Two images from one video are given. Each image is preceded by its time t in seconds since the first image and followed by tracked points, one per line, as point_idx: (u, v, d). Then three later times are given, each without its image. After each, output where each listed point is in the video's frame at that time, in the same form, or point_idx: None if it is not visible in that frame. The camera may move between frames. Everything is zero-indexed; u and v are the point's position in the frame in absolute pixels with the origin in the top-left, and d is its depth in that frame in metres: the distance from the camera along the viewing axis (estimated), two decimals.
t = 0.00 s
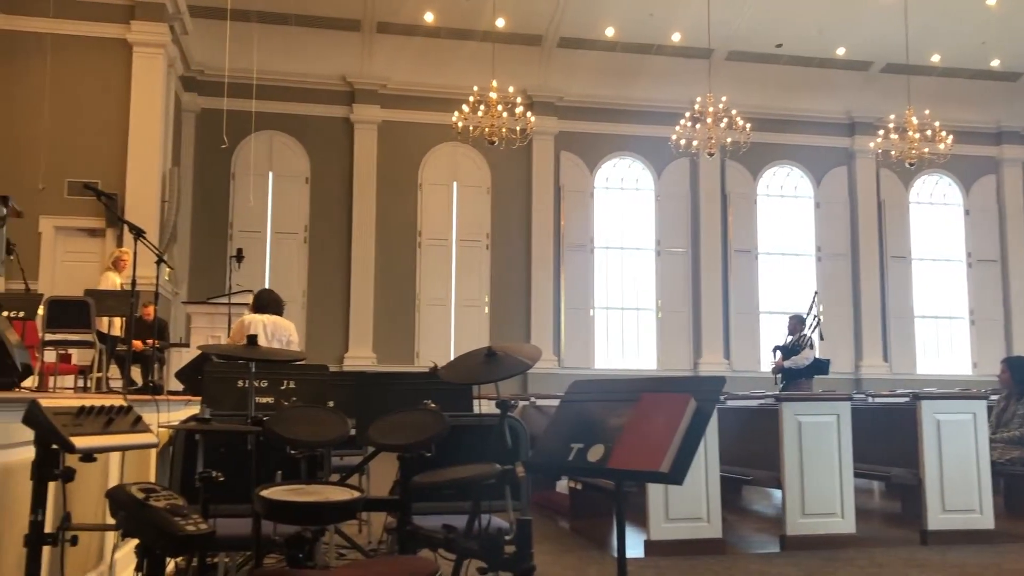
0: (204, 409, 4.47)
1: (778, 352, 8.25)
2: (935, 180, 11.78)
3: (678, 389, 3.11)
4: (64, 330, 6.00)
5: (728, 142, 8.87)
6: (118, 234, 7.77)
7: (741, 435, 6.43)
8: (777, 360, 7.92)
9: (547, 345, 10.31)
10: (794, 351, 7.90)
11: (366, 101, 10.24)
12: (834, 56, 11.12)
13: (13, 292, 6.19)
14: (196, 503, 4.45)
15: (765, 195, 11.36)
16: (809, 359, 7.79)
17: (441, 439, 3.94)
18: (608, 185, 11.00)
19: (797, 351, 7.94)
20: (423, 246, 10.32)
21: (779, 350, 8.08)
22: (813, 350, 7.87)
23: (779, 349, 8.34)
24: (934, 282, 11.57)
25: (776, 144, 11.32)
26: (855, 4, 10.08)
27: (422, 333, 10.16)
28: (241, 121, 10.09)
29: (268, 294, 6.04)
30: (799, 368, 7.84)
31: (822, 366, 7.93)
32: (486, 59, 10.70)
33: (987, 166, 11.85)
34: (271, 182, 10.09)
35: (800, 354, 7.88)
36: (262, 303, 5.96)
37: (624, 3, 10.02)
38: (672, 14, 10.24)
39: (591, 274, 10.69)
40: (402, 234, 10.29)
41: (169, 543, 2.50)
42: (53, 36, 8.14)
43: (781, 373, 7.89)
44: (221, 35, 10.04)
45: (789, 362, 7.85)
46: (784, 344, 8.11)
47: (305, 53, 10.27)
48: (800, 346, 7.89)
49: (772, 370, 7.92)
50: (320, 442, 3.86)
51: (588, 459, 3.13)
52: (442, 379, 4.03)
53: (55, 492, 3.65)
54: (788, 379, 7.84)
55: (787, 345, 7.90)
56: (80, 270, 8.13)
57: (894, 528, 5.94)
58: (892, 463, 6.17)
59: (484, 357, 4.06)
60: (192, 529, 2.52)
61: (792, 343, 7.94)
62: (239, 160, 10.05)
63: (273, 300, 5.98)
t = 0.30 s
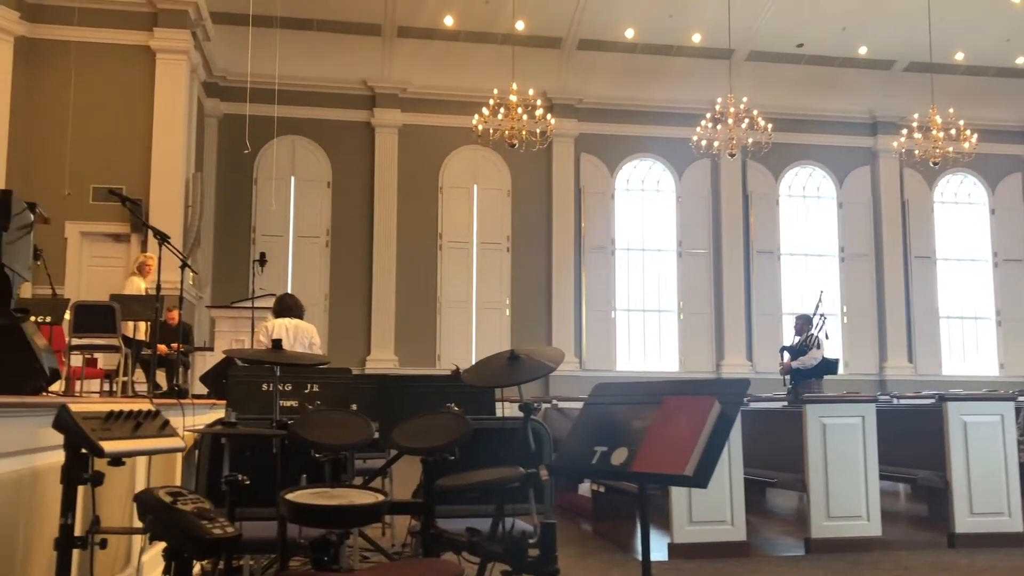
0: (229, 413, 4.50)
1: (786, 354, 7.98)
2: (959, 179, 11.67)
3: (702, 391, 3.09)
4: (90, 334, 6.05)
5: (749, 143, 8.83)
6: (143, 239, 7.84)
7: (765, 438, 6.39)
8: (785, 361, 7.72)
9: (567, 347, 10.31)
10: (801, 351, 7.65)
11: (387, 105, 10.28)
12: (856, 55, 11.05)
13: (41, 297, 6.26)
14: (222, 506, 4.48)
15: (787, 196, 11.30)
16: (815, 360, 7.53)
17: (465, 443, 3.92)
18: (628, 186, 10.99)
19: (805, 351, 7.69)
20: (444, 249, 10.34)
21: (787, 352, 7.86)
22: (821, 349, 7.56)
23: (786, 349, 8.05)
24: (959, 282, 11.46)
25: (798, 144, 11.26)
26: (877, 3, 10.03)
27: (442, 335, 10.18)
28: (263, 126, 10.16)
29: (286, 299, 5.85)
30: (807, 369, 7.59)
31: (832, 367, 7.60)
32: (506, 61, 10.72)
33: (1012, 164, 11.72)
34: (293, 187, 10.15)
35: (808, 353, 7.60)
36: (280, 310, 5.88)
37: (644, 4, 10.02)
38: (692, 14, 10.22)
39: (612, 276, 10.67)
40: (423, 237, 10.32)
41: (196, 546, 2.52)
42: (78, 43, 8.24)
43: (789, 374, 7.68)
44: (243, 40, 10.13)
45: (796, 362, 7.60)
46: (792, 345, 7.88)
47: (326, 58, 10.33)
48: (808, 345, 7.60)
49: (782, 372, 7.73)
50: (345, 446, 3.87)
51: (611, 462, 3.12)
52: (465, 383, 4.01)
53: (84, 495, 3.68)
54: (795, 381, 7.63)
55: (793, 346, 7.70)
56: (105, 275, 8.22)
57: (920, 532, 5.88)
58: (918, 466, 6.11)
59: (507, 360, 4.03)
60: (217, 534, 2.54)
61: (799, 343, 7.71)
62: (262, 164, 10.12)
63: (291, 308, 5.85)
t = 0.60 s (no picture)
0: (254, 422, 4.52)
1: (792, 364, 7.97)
2: (982, 184, 11.60)
3: (727, 398, 3.07)
4: (116, 344, 6.10)
5: (770, 148, 8.81)
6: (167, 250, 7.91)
7: (788, 445, 6.33)
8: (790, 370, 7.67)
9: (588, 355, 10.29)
10: (807, 360, 7.59)
11: (406, 114, 10.33)
12: (877, 60, 11.01)
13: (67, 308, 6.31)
14: (248, 515, 4.51)
15: (807, 201, 11.22)
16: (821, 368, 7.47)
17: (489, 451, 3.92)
18: (648, 194, 10.96)
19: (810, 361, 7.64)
20: (464, 257, 10.36)
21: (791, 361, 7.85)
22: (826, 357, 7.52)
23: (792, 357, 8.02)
24: (983, 287, 11.36)
25: (818, 149, 11.22)
26: (897, 6, 9.99)
27: (463, 343, 10.20)
28: (284, 136, 10.24)
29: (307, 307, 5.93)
30: (813, 377, 7.50)
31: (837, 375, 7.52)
32: (525, 70, 10.75)
33: None
34: (314, 196, 10.21)
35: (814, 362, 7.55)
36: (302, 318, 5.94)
37: (662, 10, 10.02)
38: (710, 21, 10.22)
39: (632, 283, 10.66)
40: (443, 246, 10.35)
41: (223, 554, 2.54)
42: (102, 56, 8.34)
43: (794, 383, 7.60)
44: (264, 52, 10.22)
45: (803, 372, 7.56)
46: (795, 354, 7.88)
47: (346, 68, 10.40)
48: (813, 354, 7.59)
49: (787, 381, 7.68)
50: (369, 454, 3.88)
51: (637, 471, 3.10)
52: (488, 390, 3.99)
53: (113, 504, 3.71)
54: (801, 390, 7.52)
55: (799, 355, 7.67)
56: (129, 285, 8.29)
57: (948, 540, 5.82)
58: (945, 473, 6.05)
59: (530, 368, 4.03)
60: (244, 542, 2.56)
61: (804, 352, 7.69)
62: (283, 174, 10.19)
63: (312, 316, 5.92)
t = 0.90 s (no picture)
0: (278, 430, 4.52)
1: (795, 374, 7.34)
2: (1007, 190, 11.50)
3: (750, 405, 3.04)
4: (140, 353, 6.14)
5: (792, 155, 8.77)
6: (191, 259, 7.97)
7: (814, 454, 6.28)
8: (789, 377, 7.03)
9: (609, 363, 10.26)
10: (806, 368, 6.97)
11: (427, 123, 10.37)
12: (899, 65, 10.95)
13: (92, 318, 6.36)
14: (272, 523, 4.52)
15: (830, 208, 11.15)
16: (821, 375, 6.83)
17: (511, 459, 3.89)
18: (669, 201, 10.94)
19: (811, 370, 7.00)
20: (484, 265, 10.37)
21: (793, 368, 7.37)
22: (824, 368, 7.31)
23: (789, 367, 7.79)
24: (1009, 294, 11.24)
25: (841, 156, 11.16)
26: (919, 11, 9.94)
27: (484, 352, 10.20)
28: (306, 147, 10.31)
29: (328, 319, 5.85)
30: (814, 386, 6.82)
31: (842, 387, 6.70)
32: (545, 78, 10.78)
33: None
34: (336, 206, 10.26)
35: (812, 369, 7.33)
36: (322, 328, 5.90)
37: (682, 18, 10.02)
38: (731, 28, 10.21)
39: (654, 290, 10.63)
40: (463, 254, 10.37)
41: (247, 561, 2.55)
42: (127, 69, 8.44)
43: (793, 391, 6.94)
44: (286, 63, 10.31)
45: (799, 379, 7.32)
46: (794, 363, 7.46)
47: (368, 79, 10.46)
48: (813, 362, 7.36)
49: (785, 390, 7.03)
50: (390, 463, 3.87)
51: (660, 479, 3.08)
52: (510, 399, 3.97)
53: (140, 513, 3.72)
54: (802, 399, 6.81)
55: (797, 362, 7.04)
56: (153, 295, 8.36)
57: (976, 550, 5.74)
58: (971, 482, 5.97)
59: (552, 376, 4.00)
60: (268, 550, 2.56)
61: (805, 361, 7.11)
62: (305, 184, 10.26)
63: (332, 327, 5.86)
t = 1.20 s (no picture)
0: (305, 434, 4.55)
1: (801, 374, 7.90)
2: None
3: (776, 407, 3.00)
4: (168, 358, 6.19)
5: (818, 156, 8.73)
6: (217, 265, 8.05)
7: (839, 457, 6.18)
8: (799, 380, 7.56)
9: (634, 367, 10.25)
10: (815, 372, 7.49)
11: (449, 128, 10.40)
12: (927, 64, 10.84)
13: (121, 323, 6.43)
14: (300, 526, 4.55)
15: (857, 210, 11.07)
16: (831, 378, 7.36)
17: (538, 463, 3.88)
18: (693, 204, 10.90)
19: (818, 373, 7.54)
20: (507, 269, 10.39)
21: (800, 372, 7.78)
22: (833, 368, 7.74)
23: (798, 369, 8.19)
24: None
25: (869, 156, 11.07)
26: (946, 10, 9.84)
27: (508, 355, 10.21)
28: (330, 152, 10.38)
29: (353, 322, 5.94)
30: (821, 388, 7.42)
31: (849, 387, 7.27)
32: (567, 81, 10.77)
33: None
34: (359, 211, 10.32)
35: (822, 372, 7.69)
36: (346, 331, 5.96)
37: (706, 19, 9.99)
38: (755, 28, 10.16)
39: (679, 293, 10.60)
40: (487, 258, 10.39)
41: (276, 564, 2.56)
42: (153, 77, 8.54)
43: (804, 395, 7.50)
44: (310, 69, 10.39)
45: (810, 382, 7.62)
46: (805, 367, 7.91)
47: (390, 84, 10.51)
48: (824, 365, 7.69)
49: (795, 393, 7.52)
50: (416, 467, 3.88)
51: (687, 484, 3.06)
52: (538, 405, 3.91)
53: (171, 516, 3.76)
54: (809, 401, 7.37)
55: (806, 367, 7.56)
56: (180, 300, 8.45)
57: (1011, 554, 5.66)
58: (1005, 486, 5.89)
59: (578, 379, 3.98)
60: (297, 553, 2.57)
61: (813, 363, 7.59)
62: (329, 190, 10.33)
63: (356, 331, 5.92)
